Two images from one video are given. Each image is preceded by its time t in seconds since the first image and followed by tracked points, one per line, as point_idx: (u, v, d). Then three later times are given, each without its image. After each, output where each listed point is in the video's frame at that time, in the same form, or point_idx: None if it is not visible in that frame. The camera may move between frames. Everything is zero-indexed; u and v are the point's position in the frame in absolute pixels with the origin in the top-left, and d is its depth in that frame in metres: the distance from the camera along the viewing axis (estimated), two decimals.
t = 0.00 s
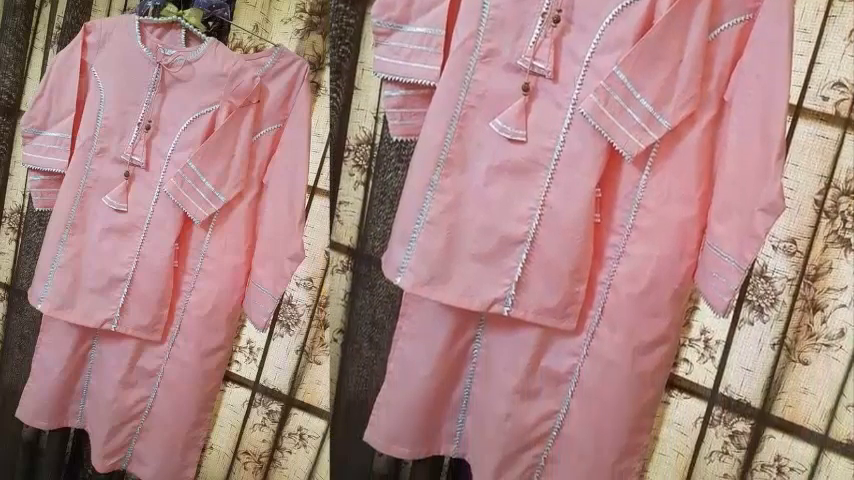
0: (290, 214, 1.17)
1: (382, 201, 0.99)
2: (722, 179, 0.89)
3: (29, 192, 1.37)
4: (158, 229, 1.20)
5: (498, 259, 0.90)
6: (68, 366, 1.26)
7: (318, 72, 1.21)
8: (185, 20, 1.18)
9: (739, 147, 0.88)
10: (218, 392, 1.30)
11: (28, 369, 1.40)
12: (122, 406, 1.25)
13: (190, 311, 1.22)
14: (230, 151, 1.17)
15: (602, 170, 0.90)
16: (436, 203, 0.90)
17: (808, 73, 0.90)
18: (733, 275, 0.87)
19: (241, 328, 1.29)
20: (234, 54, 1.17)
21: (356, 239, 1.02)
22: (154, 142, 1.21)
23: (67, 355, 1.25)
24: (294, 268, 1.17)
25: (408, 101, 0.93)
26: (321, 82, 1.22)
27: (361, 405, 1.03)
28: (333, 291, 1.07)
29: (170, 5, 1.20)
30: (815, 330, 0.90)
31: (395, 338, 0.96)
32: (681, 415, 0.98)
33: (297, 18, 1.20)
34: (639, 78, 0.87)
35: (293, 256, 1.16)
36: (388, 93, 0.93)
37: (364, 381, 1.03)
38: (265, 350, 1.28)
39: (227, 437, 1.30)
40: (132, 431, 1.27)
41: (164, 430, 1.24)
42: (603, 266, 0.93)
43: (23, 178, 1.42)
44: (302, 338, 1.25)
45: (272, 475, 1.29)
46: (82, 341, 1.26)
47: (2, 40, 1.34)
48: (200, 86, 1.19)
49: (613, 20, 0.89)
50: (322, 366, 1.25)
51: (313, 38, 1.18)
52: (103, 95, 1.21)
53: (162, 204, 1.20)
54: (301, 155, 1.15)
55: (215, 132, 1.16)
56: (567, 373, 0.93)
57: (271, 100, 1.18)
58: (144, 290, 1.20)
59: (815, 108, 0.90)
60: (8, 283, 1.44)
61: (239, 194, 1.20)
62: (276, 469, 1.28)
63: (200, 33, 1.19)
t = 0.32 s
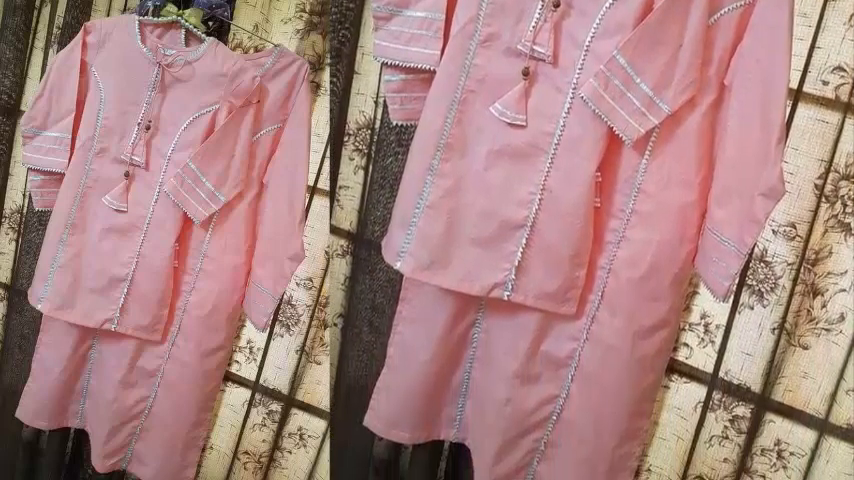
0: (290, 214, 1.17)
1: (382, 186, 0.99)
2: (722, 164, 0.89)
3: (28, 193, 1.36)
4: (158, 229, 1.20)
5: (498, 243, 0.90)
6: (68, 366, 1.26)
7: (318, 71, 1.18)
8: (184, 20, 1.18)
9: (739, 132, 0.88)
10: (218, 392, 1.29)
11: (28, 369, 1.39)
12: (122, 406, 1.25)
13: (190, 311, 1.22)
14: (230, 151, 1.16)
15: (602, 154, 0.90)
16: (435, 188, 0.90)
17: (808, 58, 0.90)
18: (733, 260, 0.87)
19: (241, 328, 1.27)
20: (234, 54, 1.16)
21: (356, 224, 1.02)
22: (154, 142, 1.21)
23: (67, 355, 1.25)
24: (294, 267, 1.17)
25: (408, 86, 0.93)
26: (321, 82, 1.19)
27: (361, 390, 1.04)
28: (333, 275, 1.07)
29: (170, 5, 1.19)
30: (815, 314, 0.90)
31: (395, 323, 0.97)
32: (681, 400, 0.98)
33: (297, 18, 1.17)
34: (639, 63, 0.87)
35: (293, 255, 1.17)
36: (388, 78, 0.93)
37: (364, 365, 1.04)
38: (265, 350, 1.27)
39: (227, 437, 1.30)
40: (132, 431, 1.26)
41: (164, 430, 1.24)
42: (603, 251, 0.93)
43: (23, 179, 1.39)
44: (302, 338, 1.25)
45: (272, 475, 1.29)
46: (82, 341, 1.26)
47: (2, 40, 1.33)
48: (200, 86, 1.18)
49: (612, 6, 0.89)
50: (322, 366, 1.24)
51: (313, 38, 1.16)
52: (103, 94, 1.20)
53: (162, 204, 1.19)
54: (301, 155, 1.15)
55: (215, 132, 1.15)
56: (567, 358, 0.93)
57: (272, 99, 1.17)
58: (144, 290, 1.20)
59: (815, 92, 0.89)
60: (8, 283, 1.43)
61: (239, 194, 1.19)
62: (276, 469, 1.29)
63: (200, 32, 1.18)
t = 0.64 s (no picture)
0: (290, 214, 1.16)
1: (382, 172, 0.99)
2: (722, 149, 0.89)
3: (29, 192, 1.33)
4: (158, 229, 1.18)
5: (498, 230, 0.90)
6: (68, 365, 1.24)
7: (318, 72, 1.19)
8: (184, 20, 1.16)
9: (739, 117, 0.87)
10: (218, 392, 1.29)
11: (28, 369, 1.37)
12: (122, 406, 1.23)
13: (190, 310, 1.21)
14: (230, 151, 1.16)
15: (602, 139, 0.90)
16: (436, 174, 0.90)
17: (808, 44, 0.90)
18: (732, 246, 0.87)
19: (241, 328, 1.28)
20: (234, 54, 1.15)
21: (356, 210, 1.03)
22: (154, 142, 1.19)
23: (67, 355, 1.23)
24: (294, 268, 1.16)
25: (407, 72, 0.93)
26: (321, 82, 1.20)
27: (361, 375, 1.04)
28: (335, 261, 1.08)
29: (170, 5, 1.17)
30: (815, 300, 0.90)
31: (395, 309, 0.97)
32: (682, 386, 0.98)
33: (297, 18, 1.18)
34: (639, 49, 0.87)
35: (293, 255, 1.15)
36: (388, 64, 0.93)
37: (364, 351, 1.04)
38: (265, 350, 1.28)
39: (227, 437, 1.30)
40: (132, 431, 1.25)
41: (163, 430, 1.23)
42: (603, 237, 0.93)
43: (23, 178, 1.38)
44: (302, 338, 1.25)
45: (272, 475, 1.29)
46: (82, 341, 1.24)
47: (2, 40, 1.30)
48: (200, 87, 1.16)
49: None
50: (322, 366, 1.24)
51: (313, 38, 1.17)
52: (103, 94, 1.18)
53: (162, 204, 1.18)
54: (301, 155, 1.14)
55: (215, 132, 1.14)
56: (567, 343, 0.93)
57: (271, 99, 1.17)
58: (144, 290, 1.19)
59: (815, 78, 0.89)
60: (7, 283, 1.40)
61: (239, 194, 1.18)
62: (276, 469, 1.28)
63: (200, 32, 1.17)
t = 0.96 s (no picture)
0: (290, 213, 1.14)
1: (381, 156, 1.01)
2: (722, 134, 0.89)
3: (29, 192, 1.33)
4: (158, 229, 1.17)
5: (497, 215, 0.90)
6: (68, 365, 1.23)
7: (319, 71, 1.16)
8: (184, 20, 1.14)
9: (739, 102, 0.87)
10: (217, 392, 1.27)
11: (28, 369, 1.36)
12: (122, 406, 1.22)
13: (190, 311, 1.19)
14: (230, 151, 1.14)
15: (602, 124, 0.90)
16: (436, 158, 0.90)
17: (808, 29, 0.89)
18: (732, 230, 0.87)
19: (241, 328, 1.26)
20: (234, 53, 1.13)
21: (356, 195, 1.04)
22: (154, 142, 1.18)
23: (67, 355, 1.22)
24: (295, 268, 1.14)
25: (408, 57, 0.93)
26: (321, 82, 1.17)
27: (361, 360, 1.06)
28: (335, 244, 1.09)
29: (170, 5, 1.16)
30: (815, 285, 0.90)
31: (394, 293, 0.97)
32: (681, 370, 0.98)
33: (297, 18, 1.15)
34: (639, 34, 0.87)
35: (293, 255, 1.14)
36: (388, 48, 0.93)
37: (364, 336, 1.05)
38: (265, 350, 1.26)
39: (227, 437, 1.28)
40: (132, 431, 1.24)
41: (164, 430, 1.22)
42: (603, 222, 0.93)
43: (23, 178, 1.36)
44: (302, 338, 1.23)
45: (272, 475, 1.28)
46: (82, 341, 1.23)
47: (2, 40, 1.29)
48: (200, 86, 1.15)
49: None
50: (322, 366, 1.23)
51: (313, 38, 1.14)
52: (103, 94, 1.17)
53: (162, 204, 1.16)
54: (301, 155, 1.13)
55: (215, 133, 1.12)
56: (567, 328, 0.93)
57: (271, 99, 1.15)
58: (144, 290, 1.17)
59: (815, 63, 0.89)
60: (7, 283, 1.39)
61: (239, 194, 1.16)
62: (276, 469, 1.28)
63: (200, 32, 1.15)
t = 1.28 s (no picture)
0: (289, 213, 1.12)
1: (381, 148, 1.05)
2: (722, 127, 0.89)
3: (29, 192, 1.33)
4: (158, 229, 1.17)
5: (498, 207, 0.90)
6: (68, 365, 1.23)
7: (319, 71, 1.14)
8: (184, 20, 1.14)
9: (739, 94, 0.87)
10: (217, 391, 1.23)
11: (28, 369, 1.36)
12: (122, 406, 1.22)
13: (190, 311, 1.19)
14: (230, 151, 1.13)
15: (602, 117, 0.90)
16: (436, 150, 0.90)
17: (808, 21, 0.89)
18: (732, 223, 0.87)
19: (241, 328, 1.21)
20: (234, 53, 1.13)
21: (356, 187, 1.09)
22: (154, 142, 1.17)
23: (67, 355, 1.22)
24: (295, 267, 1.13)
25: (408, 49, 0.93)
26: (321, 82, 1.15)
27: (361, 352, 1.10)
28: (335, 237, 1.12)
29: (170, 5, 1.16)
30: (815, 277, 0.91)
31: (395, 286, 0.97)
32: (681, 362, 0.98)
33: (297, 18, 1.13)
34: (639, 27, 0.87)
35: (293, 255, 1.12)
36: (388, 40, 0.93)
37: (364, 328, 1.10)
38: (265, 350, 1.22)
39: (227, 437, 1.25)
40: (132, 431, 1.24)
41: (163, 430, 1.21)
42: (603, 214, 0.93)
43: (23, 178, 1.36)
44: (303, 338, 1.20)
45: (272, 475, 1.25)
46: (82, 341, 1.23)
47: (2, 40, 1.29)
48: (200, 86, 1.15)
49: None
50: (323, 367, 1.20)
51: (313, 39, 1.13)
52: (103, 94, 1.17)
53: (162, 204, 1.16)
54: (301, 155, 1.11)
55: (215, 132, 1.12)
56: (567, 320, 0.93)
57: (271, 99, 1.14)
58: (144, 290, 1.17)
59: (815, 55, 0.89)
60: (7, 283, 1.39)
61: (239, 194, 1.16)
62: (276, 469, 1.24)
63: (200, 32, 1.15)
